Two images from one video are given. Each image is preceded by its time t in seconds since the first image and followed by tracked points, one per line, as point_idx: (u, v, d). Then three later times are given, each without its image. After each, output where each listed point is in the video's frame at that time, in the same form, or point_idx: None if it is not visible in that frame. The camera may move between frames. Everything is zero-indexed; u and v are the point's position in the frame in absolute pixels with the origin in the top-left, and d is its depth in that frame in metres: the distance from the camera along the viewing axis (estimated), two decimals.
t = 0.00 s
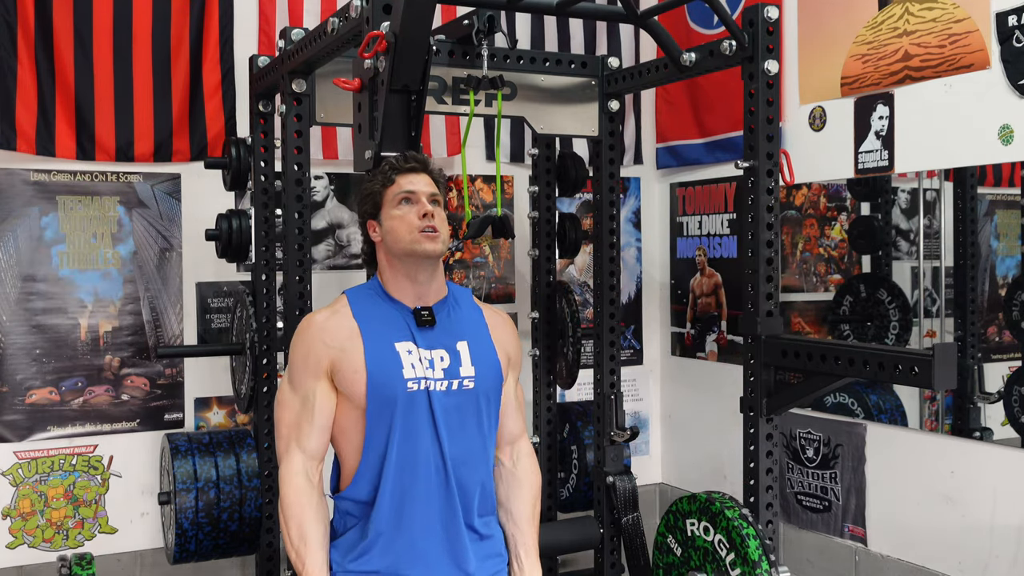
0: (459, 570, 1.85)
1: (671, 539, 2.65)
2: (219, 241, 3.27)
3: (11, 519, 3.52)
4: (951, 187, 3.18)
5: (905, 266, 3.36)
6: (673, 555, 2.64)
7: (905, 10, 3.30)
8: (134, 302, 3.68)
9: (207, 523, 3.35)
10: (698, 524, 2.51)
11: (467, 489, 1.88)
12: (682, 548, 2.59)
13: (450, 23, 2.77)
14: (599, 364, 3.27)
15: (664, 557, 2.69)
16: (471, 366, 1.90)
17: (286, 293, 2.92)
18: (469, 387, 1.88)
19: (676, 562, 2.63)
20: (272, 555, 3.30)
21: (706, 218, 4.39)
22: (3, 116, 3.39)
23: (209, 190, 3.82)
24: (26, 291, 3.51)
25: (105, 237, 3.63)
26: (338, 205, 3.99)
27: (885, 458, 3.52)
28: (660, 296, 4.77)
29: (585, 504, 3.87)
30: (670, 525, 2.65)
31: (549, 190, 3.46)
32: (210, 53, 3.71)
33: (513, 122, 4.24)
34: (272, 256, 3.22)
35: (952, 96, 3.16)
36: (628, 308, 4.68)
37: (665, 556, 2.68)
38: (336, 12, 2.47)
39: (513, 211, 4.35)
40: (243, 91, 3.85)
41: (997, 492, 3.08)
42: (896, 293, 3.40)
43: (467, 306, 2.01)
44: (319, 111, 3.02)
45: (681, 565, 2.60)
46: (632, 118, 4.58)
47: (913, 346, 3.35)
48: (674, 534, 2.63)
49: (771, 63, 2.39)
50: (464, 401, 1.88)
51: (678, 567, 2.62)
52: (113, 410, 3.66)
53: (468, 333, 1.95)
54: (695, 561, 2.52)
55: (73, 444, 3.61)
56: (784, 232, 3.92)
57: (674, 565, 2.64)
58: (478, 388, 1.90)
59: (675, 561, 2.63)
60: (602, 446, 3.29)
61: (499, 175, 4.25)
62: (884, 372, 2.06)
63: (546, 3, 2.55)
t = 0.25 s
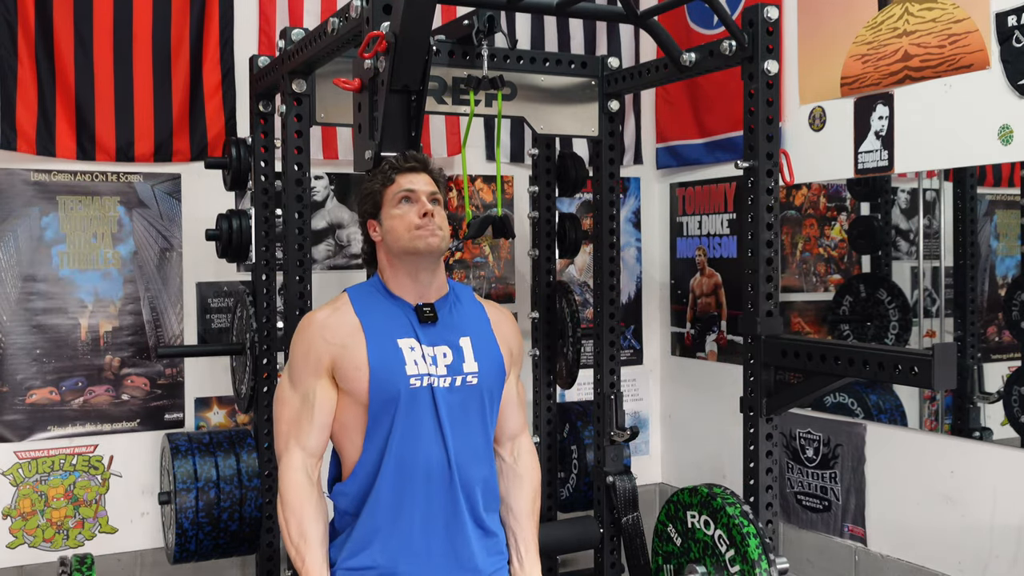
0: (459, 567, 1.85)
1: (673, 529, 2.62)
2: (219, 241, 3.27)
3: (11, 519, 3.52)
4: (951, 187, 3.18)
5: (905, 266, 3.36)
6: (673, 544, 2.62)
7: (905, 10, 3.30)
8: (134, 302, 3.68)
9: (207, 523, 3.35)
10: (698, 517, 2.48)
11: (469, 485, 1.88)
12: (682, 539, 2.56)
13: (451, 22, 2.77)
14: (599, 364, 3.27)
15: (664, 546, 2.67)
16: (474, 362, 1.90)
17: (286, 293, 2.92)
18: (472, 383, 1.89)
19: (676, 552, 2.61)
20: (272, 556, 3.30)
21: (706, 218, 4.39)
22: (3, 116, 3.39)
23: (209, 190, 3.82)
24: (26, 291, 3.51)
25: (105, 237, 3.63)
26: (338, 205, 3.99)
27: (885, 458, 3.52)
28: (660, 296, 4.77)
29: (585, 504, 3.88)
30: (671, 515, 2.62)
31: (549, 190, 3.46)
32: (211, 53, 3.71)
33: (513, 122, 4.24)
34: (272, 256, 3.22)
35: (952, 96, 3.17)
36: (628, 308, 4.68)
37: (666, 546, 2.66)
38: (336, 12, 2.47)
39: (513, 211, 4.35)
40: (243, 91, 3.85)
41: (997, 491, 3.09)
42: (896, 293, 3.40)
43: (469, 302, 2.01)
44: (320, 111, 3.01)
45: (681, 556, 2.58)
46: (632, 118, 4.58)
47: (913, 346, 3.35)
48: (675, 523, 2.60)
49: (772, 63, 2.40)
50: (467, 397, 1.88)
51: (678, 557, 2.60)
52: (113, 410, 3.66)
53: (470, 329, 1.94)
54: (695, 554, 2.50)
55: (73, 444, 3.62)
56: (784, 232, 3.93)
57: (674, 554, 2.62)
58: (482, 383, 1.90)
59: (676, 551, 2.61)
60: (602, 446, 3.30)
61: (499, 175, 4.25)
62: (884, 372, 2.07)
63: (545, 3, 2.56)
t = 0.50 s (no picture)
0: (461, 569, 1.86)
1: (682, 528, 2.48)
2: (219, 241, 3.27)
3: (11, 519, 3.52)
4: (951, 187, 3.18)
5: (905, 266, 3.36)
6: (683, 544, 2.48)
7: (905, 10, 3.30)
8: (134, 302, 3.68)
9: (207, 523, 3.35)
10: (710, 513, 2.34)
11: (472, 487, 1.89)
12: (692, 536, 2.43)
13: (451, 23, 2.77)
14: (599, 364, 3.27)
15: (675, 544, 2.52)
16: (476, 364, 1.89)
17: (286, 293, 2.93)
18: (474, 386, 1.88)
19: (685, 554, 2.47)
20: (272, 555, 3.29)
21: (706, 218, 4.39)
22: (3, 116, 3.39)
23: (209, 190, 3.82)
24: (26, 290, 3.51)
25: (105, 237, 3.63)
26: (338, 205, 3.99)
27: (885, 458, 3.52)
28: (660, 296, 4.77)
29: (585, 504, 3.88)
30: (682, 513, 2.48)
31: (549, 190, 3.46)
32: (211, 53, 3.72)
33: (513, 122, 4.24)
34: (272, 256, 3.22)
35: (952, 96, 3.17)
36: (628, 308, 4.68)
37: (677, 547, 2.51)
38: (336, 12, 2.47)
39: (513, 211, 4.35)
40: (243, 92, 3.85)
41: (997, 491, 3.09)
42: (896, 293, 3.40)
43: (471, 305, 2.00)
44: (320, 111, 3.00)
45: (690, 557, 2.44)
46: (632, 118, 4.58)
47: (912, 346, 3.35)
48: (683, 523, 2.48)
49: (771, 63, 2.40)
50: (469, 399, 1.87)
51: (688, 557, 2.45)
52: (113, 409, 3.66)
53: (472, 332, 1.94)
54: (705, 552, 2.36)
55: (73, 444, 3.62)
56: (784, 232, 3.93)
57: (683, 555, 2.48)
58: (484, 386, 1.89)
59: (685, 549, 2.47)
60: (602, 446, 3.29)
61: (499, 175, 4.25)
62: (884, 372, 2.07)
63: (545, 3, 2.56)
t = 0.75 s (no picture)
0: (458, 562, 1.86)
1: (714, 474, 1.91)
2: (219, 241, 3.27)
3: (11, 519, 3.52)
4: (951, 187, 3.19)
5: (904, 266, 3.36)
6: (710, 499, 1.92)
7: (905, 10, 3.30)
8: (134, 302, 3.68)
9: (208, 523, 3.35)
10: (745, 452, 1.80)
11: (469, 480, 1.89)
12: (713, 491, 1.90)
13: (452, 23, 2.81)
14: (600, 364, 3.27)
15: (709, 504, 1.93)
16: (471, 358, 1.90)
17: (286, 293, 2.93)
18: (470, 379, 1.88)
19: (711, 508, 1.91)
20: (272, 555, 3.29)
21: (706, 218, 4.39)
22: (3, 116, 3.39)
23: (209, 190, 3.82)
24: (26, 290, 3.50)
25: (105, 237, 3.63)
26: (338, 205, 3.99)
27: (885, 458, 3.52)
28: (660, 296, 4.78)
29: (585, 504, 3.88)
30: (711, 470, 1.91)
31: (549, 190, 3.46)
32: (211, 53, 3.72)
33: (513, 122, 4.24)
34: (272, 256, 3.22)
35: (952, 96, 3.17)
36: (628, 308, 4.68)
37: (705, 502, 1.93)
38: (336, 12, 2.48)
39: (513, 211, 4.35)
40: (243, 91, 3.85)
41: (996, 491, 3.09)
42: (896, 293, 3.40)
43: (467, 300, 2.01)
44: (320, 112, 3.01)
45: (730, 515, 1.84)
46: (632, 118, 4.58)
47: (913, 346, 3.35)
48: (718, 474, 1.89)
49: (771, 63, 2.40)
50: (465, 392, 1.87)
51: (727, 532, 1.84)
52: (113, 410, 3.66)
53: (468, 326, 1.95)
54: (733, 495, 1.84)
55: (73, 444, 3.62)
56: (784, 232, 3.93)
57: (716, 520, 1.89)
58: (479, 380, 1.89)
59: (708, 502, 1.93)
60: (602, 446, 3.30)
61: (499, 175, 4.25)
62: (884, 372, 2.07)
63: (546, 3, 2.56)
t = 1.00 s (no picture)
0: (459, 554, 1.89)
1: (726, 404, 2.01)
2: (219, 241, 3.27)
3: (11, 519, 3.52)
4: (951, 187, 3.18)
5: (904, 266, 3.36)
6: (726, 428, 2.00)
7: (905, 10, 3.30)
8: (134, 302, 3.68)
9: (207, 523, 3.35)
10: (751, 361, 1.91)
11: (469, 471, 1.92)
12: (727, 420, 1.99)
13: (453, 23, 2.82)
14: (599, 364, 3.27)
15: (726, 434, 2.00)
16: (471, 354, 1.91)
17: (286, 293, 2.93)
18: (469, 374, 1.90)
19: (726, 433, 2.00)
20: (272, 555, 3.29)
21: (706, 218, 4.39)
22: (3, 116, 3.39)
23: (209, 190, 3.82)
24: (26, 290, 3.50)
25: (105, 237, 3.63)
26: (338, 205, 3.99)
27: (885, 458, 3.52)
28: (660, 296, 4.78)
29: (585, 504, 3.88)
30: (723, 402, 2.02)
31: (549, 190, 3.46)
32: (211, 53, 3.72)
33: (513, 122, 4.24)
34: (272, 256, 3.22)
35: (952, 96, 3.16)
36: (628, 308, 4.68)
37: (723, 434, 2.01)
38: (336, 12, 2.48)
39: (513, 211, 4.35)
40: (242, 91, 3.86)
41: (996, 491, 3.08)
42: (896, 293, 3.39)
43: (465, 298, 2.03)
44: (320, 112, 3.01)
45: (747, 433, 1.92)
46: (632, 118, 4.58)
47: (912, 346, 3.34)
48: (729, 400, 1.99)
49: (771, 63, 2.40)
50: (466, 387, 1.89)
51: (750, 447, 1.92)
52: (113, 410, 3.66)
53: (467, 323, 1.97)
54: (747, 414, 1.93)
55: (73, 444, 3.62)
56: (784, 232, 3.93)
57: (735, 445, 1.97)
58: (478, 374, 1.91)
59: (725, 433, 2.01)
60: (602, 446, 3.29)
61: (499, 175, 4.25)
62: (884, 372, 2.09)
63: (546, 3, 2.56)
